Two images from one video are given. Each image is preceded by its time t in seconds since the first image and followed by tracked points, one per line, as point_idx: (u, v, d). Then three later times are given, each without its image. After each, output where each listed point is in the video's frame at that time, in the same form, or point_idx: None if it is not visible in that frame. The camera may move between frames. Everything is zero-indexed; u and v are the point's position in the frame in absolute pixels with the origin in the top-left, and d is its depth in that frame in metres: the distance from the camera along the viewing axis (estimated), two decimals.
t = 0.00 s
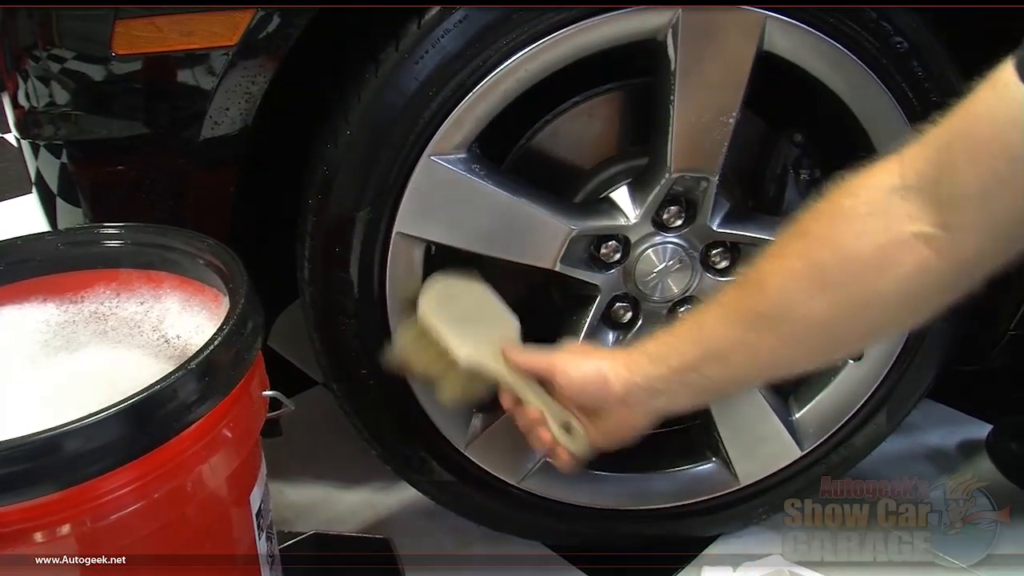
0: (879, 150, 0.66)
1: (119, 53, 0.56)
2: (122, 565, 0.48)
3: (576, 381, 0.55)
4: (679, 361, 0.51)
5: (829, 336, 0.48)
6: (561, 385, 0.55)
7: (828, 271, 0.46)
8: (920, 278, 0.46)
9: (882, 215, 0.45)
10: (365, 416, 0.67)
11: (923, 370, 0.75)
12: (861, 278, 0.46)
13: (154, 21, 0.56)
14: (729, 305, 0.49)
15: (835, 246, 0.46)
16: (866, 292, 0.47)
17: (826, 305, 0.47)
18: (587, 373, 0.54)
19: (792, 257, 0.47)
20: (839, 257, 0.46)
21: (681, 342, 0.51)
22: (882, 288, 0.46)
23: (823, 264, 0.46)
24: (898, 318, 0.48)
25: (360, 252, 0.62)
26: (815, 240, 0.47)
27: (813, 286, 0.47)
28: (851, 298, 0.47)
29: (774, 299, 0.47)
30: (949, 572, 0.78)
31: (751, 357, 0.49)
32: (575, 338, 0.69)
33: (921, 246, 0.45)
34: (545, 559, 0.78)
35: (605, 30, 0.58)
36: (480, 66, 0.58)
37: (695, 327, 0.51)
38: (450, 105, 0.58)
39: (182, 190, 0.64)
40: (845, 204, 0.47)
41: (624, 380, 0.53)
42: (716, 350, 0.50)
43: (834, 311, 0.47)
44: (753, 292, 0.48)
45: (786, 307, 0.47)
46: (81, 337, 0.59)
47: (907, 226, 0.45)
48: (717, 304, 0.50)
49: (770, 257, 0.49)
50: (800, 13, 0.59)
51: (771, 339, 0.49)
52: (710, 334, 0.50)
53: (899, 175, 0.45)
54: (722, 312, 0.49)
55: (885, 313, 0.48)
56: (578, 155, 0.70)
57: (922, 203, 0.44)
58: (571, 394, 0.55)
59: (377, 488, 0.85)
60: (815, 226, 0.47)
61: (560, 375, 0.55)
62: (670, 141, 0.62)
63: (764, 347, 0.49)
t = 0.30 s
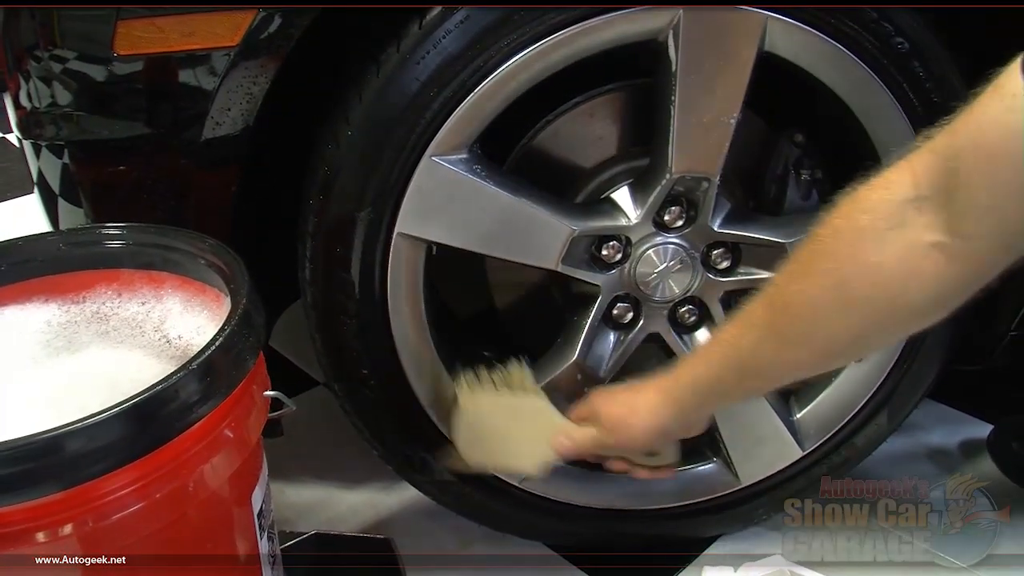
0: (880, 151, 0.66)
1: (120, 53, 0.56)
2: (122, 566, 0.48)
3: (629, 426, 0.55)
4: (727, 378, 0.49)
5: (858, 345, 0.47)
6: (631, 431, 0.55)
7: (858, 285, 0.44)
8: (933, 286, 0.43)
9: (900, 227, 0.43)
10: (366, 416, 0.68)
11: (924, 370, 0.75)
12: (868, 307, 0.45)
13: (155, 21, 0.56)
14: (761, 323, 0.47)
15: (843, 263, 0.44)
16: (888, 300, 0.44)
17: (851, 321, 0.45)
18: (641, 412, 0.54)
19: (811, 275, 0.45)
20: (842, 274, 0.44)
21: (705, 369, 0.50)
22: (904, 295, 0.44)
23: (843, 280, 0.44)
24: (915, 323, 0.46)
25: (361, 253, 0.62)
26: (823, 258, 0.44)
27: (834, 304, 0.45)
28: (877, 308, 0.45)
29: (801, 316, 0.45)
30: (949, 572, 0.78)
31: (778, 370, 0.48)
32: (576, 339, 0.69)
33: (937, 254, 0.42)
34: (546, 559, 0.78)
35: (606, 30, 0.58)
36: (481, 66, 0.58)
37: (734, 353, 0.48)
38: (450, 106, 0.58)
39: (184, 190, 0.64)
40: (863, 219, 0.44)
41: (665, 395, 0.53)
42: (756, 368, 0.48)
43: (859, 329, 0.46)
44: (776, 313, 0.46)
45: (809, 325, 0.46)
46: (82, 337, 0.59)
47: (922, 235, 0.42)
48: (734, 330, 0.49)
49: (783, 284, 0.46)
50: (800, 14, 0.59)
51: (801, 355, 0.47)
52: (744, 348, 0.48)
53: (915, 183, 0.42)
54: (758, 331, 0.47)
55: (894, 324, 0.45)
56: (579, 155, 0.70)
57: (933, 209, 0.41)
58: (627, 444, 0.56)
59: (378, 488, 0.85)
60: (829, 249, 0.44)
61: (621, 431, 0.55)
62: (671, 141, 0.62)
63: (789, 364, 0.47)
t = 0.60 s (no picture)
0: (880, 151, 0.66)
1: (121, 54, 0.56)
2: (122, 567, 0.48)
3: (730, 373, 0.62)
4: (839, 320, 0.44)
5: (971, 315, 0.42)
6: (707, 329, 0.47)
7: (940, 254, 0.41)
8: None
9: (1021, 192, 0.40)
10: (366, 416, 0.68)
11: (925, 370, 0.75)
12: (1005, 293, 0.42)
13: (156, 22, 0.56)
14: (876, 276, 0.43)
15: (981, 233, 0.40)
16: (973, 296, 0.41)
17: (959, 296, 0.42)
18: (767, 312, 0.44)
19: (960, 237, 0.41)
20: (986, 249, 0.40)
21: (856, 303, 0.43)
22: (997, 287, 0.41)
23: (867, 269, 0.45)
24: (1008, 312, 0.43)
25: (361, 254, 0.62)
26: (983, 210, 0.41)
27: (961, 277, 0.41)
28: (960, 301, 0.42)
29: (907, 276, 0.42)
30: (949, 572, 0.78)
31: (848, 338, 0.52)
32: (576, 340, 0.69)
33: None
34: (546, 559, 0.78)
35: (607, 30, 0.58)
36: (481, 67, 0.58)
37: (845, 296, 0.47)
38: (451, 106, 0.58)
39: (183, 191, 0.64)
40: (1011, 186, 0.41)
41: (791, 316, 0.44)
42: (849, 310, 0.43)
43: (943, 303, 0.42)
44: (935, 258, 0.41)
45: (914, 296, 0.42)
46: (82, 338, 0.59)
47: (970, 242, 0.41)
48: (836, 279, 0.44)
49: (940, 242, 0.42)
50: (800, 14, 0.59)
51: (901, 327, 0.44)
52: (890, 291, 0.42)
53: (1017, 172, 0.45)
54: (859, 283, 0.43)
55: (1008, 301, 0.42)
56: (579, 156, 0.70)
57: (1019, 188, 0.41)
58: (726, 344, 0.47)
59: (379, 488, 0.85)
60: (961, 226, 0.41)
61: (700, 331, 0.48)
62: (671, 142, 0.62)
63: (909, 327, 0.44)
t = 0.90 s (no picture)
0: (879, 150, 0.66)
1: (122, 53, 0.56)
2: (124, 565, 0.48)
3: (643, 394, 0.51)
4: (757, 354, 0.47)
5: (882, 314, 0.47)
6: (630, 409, 0.51)
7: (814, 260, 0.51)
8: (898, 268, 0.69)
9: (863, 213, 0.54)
10: (367, 415, 0.68)
11: (925, 369, 0.75)
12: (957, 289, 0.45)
13: (157, 22, 0.56)
14: (796, 298, 0.46)
15: (921, 187, 0.43)
16: (920, 271, 0.45)
17: (879, 308, 0.47)
18: (678, 373, 0.50)
19: (868, 226, 0.45)
20: (909, 249, 0.44)
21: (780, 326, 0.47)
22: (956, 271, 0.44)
23: (876, 258, 0.45)
24: (944, 299, 0.46)
25: (361, 252, 0.62)
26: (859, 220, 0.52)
27: (873, 286, 0.45)
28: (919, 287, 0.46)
29: (837, 294, 0.46)
30: (949, 572, 0.78)
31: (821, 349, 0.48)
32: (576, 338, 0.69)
33: (968, 233, 0.43)
34: (547, 557, 0.78)
35: (606, 29, 0.58)
36: (482, 66, 0.58)
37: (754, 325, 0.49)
38: (451, 105, 0.59)
39: (185, 190, 0.64)
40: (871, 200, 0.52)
41: (720, 365, 0.48)
42: (796, 340, 0.47)
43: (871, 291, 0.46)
44: (853, 258, 0.45)
45: (857, 292, 0.46)
46: (84, 336, 0.59)
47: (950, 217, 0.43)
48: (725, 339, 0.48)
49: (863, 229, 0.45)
50: (800, 13, 0.59)
51: (840, 327, 0.47)
52: (772, 332, 0.47)
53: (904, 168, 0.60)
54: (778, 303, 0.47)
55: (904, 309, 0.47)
56: (579, 155, 0.70)
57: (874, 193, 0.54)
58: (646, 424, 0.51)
59: (379, 486, 0.85)
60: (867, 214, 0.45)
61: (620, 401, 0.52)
62: (670, 141, 0.63)
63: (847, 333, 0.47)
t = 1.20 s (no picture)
0: (877, 150, 0.66)
1: (122, 54, 0.56)
2: (124, 563, 0.49)
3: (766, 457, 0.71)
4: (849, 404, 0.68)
5: (930, 385, 0.62)
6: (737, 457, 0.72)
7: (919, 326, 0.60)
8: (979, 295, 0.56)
9: (964, 260, 0.56)
10: (366, 414, 0.68)
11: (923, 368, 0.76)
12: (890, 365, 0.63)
13: (157, 22, 0.56)
14: (869, 348, 0.65)
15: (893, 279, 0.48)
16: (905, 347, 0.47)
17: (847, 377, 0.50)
18: (768, 447, 0.70)
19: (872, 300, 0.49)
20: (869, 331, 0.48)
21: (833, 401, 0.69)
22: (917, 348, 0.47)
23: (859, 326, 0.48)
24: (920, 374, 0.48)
25: (362, 252, 0.62)
26: (919, 286, 0.60)
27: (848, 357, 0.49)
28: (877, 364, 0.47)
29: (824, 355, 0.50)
30: (949, 572, 0.79)
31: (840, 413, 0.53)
32: (575, 337, 0.68)
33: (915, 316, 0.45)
34: (547, 556, 0.79)
35: (606, 30, 0.59)
36: (481, 66, 0.58)
37: (825, 421, 0.70)
38: (451, 105, 0.59)
39: (185, 190, 0.64)
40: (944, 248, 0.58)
41: (813, 427, 0.70)
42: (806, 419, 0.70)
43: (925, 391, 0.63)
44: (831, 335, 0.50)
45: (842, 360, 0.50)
46: (84, 336, 0.59)
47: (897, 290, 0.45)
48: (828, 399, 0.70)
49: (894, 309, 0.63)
50: (799, 14, 0.60)
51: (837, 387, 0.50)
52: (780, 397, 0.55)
53: (978, 211, 0.57)
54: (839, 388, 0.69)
55: (995, 341, 0.59)
56: (578, 155, 0.71)
57: (995, 237, 0.55)
58: (762, 459, 0.71)
59: (380, 485, 0.85)
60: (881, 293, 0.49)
61: (751, 455, 0.71)
62: (669, 142, 0.63)
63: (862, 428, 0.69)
